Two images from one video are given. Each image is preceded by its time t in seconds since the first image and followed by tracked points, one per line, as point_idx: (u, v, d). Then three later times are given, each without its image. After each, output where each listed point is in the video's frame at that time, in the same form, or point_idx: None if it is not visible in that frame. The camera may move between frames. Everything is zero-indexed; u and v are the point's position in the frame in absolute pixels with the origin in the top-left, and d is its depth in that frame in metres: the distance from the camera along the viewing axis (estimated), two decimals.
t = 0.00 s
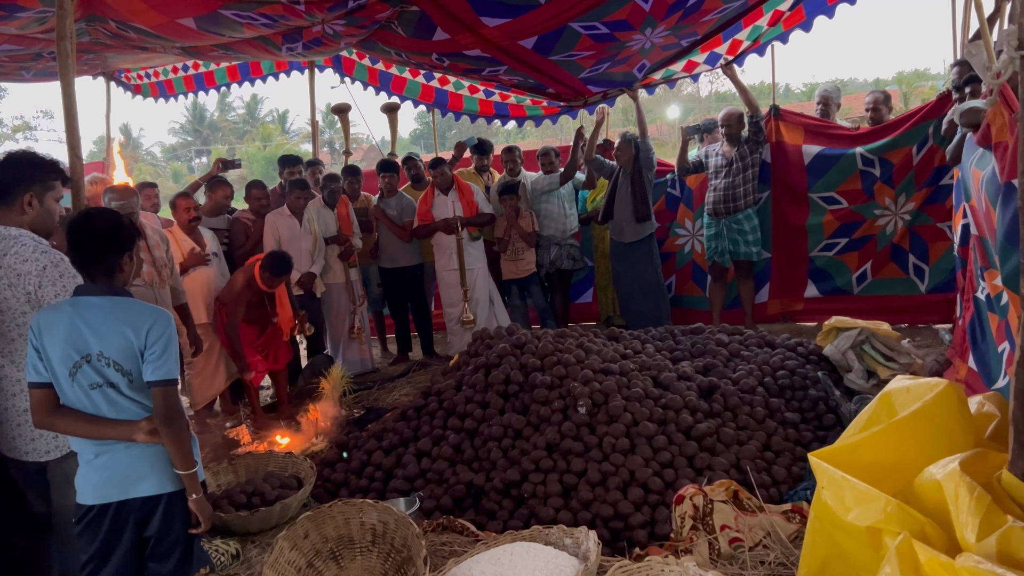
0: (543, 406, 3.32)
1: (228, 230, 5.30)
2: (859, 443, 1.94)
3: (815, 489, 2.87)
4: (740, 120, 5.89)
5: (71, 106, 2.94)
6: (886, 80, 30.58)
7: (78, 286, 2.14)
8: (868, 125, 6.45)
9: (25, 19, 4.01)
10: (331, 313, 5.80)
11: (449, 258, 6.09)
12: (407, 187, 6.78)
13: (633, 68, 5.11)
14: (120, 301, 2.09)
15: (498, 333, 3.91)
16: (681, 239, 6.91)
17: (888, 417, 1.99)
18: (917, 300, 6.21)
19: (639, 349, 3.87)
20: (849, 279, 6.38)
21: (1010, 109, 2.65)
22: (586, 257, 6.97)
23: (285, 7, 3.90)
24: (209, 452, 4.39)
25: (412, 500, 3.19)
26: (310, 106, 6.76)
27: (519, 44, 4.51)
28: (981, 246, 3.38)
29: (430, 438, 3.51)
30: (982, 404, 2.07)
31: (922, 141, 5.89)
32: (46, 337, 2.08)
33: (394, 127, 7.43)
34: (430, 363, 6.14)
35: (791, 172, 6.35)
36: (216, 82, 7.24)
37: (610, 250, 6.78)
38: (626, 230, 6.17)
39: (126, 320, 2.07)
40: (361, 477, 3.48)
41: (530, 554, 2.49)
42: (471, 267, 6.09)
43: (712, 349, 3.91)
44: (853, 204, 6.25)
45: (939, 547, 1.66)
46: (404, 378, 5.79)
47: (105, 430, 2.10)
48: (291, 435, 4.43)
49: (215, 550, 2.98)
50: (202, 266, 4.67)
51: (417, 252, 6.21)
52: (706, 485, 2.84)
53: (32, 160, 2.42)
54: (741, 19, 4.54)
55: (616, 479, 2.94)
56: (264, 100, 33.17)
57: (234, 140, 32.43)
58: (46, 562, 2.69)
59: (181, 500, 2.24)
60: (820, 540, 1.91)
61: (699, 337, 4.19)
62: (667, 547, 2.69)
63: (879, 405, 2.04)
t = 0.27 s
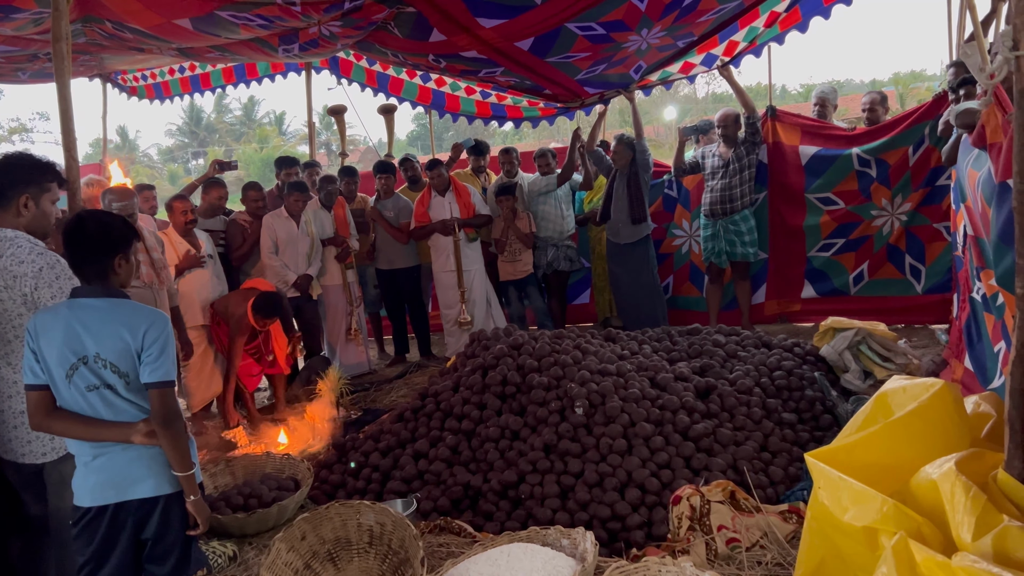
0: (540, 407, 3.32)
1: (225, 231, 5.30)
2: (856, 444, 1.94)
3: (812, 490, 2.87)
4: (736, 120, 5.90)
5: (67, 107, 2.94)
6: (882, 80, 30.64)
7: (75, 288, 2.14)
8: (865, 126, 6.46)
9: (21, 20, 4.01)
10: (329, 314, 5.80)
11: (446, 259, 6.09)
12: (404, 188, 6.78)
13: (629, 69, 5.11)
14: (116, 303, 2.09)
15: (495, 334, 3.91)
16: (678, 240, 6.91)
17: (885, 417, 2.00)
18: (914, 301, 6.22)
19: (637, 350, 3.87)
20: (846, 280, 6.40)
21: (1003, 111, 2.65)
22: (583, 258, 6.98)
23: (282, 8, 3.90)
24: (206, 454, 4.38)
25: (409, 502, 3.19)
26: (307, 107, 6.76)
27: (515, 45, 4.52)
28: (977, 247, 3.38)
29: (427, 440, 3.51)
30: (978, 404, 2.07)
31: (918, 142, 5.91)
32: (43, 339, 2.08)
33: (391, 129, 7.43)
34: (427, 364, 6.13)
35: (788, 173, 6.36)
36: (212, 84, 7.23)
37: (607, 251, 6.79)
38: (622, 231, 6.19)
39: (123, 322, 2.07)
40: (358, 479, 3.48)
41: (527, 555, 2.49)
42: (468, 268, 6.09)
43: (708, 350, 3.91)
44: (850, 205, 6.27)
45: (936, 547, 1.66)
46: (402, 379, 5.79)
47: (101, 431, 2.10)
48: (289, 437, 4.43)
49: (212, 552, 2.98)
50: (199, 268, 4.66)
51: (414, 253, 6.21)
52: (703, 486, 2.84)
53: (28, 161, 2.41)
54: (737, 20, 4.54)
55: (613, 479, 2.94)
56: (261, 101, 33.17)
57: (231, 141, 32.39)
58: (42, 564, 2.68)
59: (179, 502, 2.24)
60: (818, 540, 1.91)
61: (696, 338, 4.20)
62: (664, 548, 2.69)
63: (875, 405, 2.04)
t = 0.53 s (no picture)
0: (539, 406, 3.32)
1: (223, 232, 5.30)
2: (855, 441, 1.94)
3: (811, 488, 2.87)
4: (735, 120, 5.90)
5: (65, 107, 2.94)
6: (880, 80, 30.67)
7: (74, 287, 2.14)
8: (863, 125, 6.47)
9: (18, 20, 4.00)
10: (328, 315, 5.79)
11: (445, 259, 6.09)
12: (402, 189, 6.78)
13: (627, 69, 5.12)
14: (114, 302, 2.09)
15: (494, 334, 3.91)
16: (677, 239, 6.91)
17: (884, 415, 2.00)
18: (912, 299, 6.23)
19: (635, 350, 3.87)
20: (845, 279, 6.40)
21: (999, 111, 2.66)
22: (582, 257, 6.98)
23: (279, 8, 3.90)
24: (205, 454, 4.37)
25: (408, 501, 3.19)
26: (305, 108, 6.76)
27: (513, 45, 4.52)
28: (975, 246, 3.38)
29: (426, 439, 3.51)
30: (977, 402, 2.07)
31: (915, 141, 5.92)
32: (41, 338, 2.08)
33: (390, 129, 7.43)
34: (426, 364, 6.13)
35: (786, 172, 6.37)
36: (209, 85, 7.23)
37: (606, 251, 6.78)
38: (620, 230, 6.19)
39: (122, 321, 2.06)
40: (357, 479, 3.48)
41: (526, 554, 2.49)
42: (466, 268, 6.09)
43: (707, 349, 3.91)
44: (848, 204, 6.27)
45: (935, 544, 1.66)
46: (401, 379, 5.79)
47: (100, 431, 2.09)
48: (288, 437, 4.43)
49: (211, 552, 2.97)
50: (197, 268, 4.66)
51: (413, 253, 6.21)
52: (702, 484, 2.84)
53: (26, 161, 2.41)
54: (735, 19, 4.55)
55: (612, 478, 2.93)
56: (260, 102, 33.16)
57: (229, 142, 32.38)
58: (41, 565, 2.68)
59: (177, 501, 2.24)
60: (817, 538, 1.91)
61: (694, 337, 4.20)
62: (663, 547, 2.68)
63: (874, 404, 2.05)
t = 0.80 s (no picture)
0: (539, 406, 3.32)
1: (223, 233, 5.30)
2: (855, 440, 1.94)
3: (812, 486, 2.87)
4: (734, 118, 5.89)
5: (65, 110, 2.94)
6: (881, 77, 30.64)
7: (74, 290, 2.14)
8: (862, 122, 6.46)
9: (17, 23, 4.01)
10: (328, 315, 5.80)
11: (445, 259, 6.09)
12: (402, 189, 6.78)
13: (626, 68, 5.12)
14: (114, 304, 2.09)
15: (494, 334, 3.91)
16: (677, 238, 6.91)
17: (884, 413, 2.00)
18: (913, 297, 6.23)
19: (636, 349, 3.87)
20: (845, 276, 6.40)
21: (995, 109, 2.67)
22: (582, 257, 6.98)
23: (278, 9, 3.90)
24: (207, 456, 4.38)
25: (409, 502, 3.19)
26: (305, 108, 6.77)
27: (512, 44, 4.52)
28: (975, 243, 3.38)
29: (427, 439, 3.51)
30: (977, 399, 2.08)
31: (915, 138, 5.91)
32: (42, 340, 2.08)
33: (389, 129, 7.43)
34: (427, 364, 6.14)
35: (786, 170, 6.37)
36: (208, 86, 7.23)
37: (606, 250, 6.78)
38: (620, 229, 6.20)
39: (122, 323, 2.07)
40: (359, 479, 3.49)
41: (527, 553, 2.50)
42: (467, 268, 6.09)
43: (708, 348, 3.91)
44: (849, 202, 6.26)
45: (935, 542, 1.66)
46: (401, 379, 5.80)
47: (100, 433, 2.10)
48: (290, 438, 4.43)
49: (213, 553, 2.98)
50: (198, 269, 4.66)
51: (413, 253, 6.21)
52: (703, 483, 2.84)
53: (26, 165, 2.42)
54: (733, 18, 4.55)
55: (613, 477, 2.94)
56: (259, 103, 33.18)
57: (229, 143, 32.39)
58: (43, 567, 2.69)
59: (178, 503, 2.24)
60: (817, 536, 1.91)
61: (695, 335, 4.20)
62: (664, 546, 2.68)
63: (875, 402, 2.05)
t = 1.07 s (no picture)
0: (542, 404, 3.33)
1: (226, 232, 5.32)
2: (857, 438, 1.94)
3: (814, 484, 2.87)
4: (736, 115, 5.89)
5: (68, 110, 2.95)
6: (884, 72, 30.53)
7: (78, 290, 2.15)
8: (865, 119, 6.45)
9: (20, 24, 4.02)
10: (331, 314, 5.81)
11: (447, 257, 6.10)
12: (404, 187, 6.79)
13: (628, 65, 5.11)
14: (117, 304, 2.10)
15: (497, 332, 3.91)
16: (679, 235, 6.91)
17: (885, 411, 2.00)
18: (916, 293, 6.21)
19: (638, 346, 3.87)
20: (848, 273, 6.39)
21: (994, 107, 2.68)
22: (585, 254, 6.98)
23: (280, 9, 3.90)
24: (211, 454, 4.39)
25: (412, 500, 3.20)
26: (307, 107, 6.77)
27: (514, 43, 4.51)
28: (978, 240, 3.38)
29: (430, 438, 3.52)
30: (979, 397, 2.07)
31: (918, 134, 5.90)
32: (46, 341, 2.09)
33: (391, 127, 7.43)
34: (430, 362, 6.15)
35: (789, 167, 6.36)
36: (210, 85, 7.24)
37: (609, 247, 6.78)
38: (622, 227, 6.19)
39: (125, 323, 2.08)
40: (362, 477, 3.50)
41: (530, 551, 2.51)
42: (469, 266, 6.10)
43: (710, 345, 3.91)
44: (852, 198, 6.24)
45: (937, 540, 1.66)
46: (404, 378, 5.81)
47: (105, 433, 2.11)
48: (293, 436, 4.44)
49: (217, 552, 2.99)
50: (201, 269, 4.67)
51: (415, 251, 6.21)
52: (706, 481, 2.85)
53: (29, 166, 2.43)
54: (735, 14, 4.54)
55: (615, 475, 2.94)
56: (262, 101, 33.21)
57: (232, 141, 32.42)
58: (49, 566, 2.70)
59: (182, 502, 2.25)
60: (819, 535, 1.92)
61: (697, 333, 4.20)
62: (667, 543, 2.69)
63: (877, 399, 2.05)
